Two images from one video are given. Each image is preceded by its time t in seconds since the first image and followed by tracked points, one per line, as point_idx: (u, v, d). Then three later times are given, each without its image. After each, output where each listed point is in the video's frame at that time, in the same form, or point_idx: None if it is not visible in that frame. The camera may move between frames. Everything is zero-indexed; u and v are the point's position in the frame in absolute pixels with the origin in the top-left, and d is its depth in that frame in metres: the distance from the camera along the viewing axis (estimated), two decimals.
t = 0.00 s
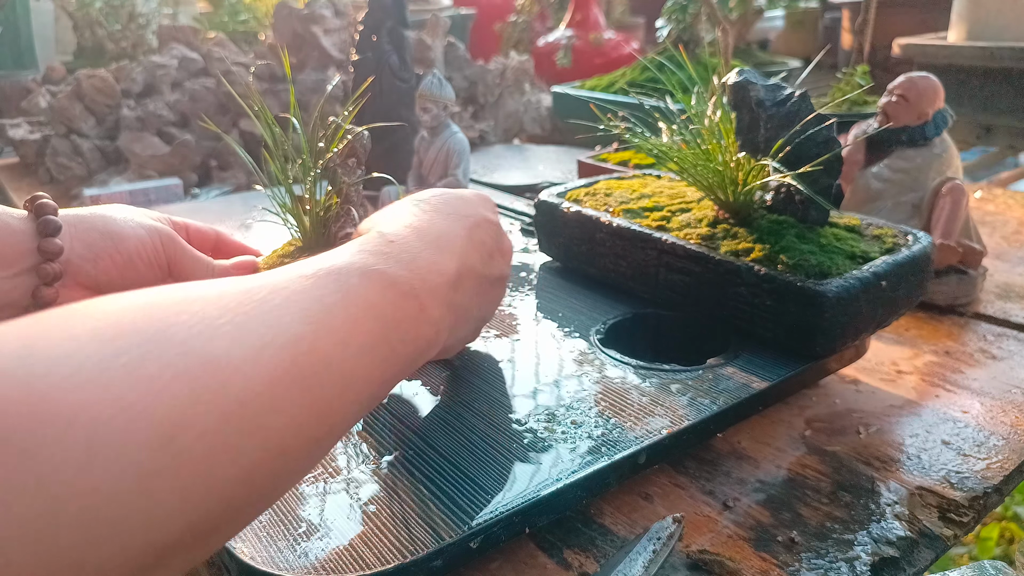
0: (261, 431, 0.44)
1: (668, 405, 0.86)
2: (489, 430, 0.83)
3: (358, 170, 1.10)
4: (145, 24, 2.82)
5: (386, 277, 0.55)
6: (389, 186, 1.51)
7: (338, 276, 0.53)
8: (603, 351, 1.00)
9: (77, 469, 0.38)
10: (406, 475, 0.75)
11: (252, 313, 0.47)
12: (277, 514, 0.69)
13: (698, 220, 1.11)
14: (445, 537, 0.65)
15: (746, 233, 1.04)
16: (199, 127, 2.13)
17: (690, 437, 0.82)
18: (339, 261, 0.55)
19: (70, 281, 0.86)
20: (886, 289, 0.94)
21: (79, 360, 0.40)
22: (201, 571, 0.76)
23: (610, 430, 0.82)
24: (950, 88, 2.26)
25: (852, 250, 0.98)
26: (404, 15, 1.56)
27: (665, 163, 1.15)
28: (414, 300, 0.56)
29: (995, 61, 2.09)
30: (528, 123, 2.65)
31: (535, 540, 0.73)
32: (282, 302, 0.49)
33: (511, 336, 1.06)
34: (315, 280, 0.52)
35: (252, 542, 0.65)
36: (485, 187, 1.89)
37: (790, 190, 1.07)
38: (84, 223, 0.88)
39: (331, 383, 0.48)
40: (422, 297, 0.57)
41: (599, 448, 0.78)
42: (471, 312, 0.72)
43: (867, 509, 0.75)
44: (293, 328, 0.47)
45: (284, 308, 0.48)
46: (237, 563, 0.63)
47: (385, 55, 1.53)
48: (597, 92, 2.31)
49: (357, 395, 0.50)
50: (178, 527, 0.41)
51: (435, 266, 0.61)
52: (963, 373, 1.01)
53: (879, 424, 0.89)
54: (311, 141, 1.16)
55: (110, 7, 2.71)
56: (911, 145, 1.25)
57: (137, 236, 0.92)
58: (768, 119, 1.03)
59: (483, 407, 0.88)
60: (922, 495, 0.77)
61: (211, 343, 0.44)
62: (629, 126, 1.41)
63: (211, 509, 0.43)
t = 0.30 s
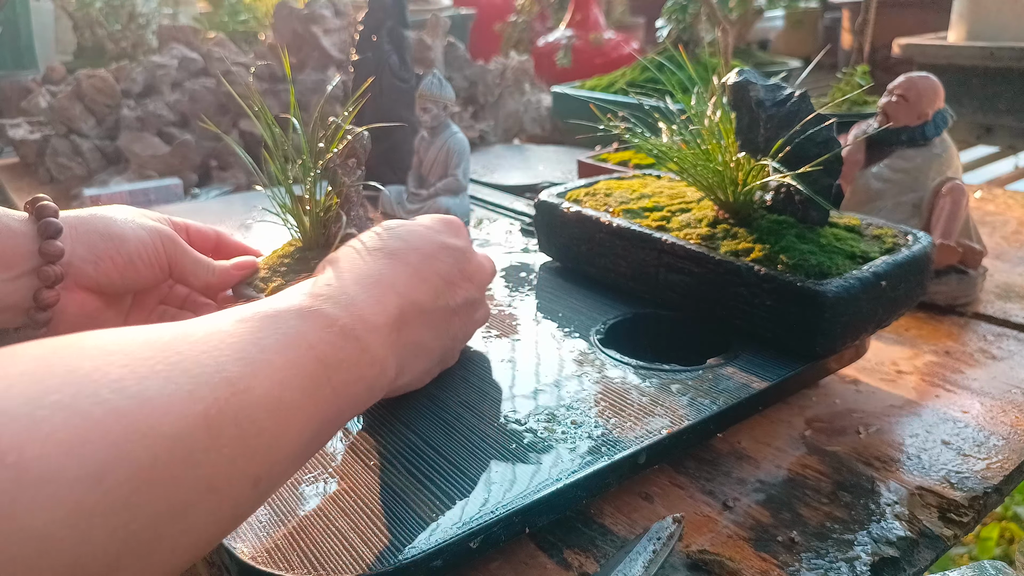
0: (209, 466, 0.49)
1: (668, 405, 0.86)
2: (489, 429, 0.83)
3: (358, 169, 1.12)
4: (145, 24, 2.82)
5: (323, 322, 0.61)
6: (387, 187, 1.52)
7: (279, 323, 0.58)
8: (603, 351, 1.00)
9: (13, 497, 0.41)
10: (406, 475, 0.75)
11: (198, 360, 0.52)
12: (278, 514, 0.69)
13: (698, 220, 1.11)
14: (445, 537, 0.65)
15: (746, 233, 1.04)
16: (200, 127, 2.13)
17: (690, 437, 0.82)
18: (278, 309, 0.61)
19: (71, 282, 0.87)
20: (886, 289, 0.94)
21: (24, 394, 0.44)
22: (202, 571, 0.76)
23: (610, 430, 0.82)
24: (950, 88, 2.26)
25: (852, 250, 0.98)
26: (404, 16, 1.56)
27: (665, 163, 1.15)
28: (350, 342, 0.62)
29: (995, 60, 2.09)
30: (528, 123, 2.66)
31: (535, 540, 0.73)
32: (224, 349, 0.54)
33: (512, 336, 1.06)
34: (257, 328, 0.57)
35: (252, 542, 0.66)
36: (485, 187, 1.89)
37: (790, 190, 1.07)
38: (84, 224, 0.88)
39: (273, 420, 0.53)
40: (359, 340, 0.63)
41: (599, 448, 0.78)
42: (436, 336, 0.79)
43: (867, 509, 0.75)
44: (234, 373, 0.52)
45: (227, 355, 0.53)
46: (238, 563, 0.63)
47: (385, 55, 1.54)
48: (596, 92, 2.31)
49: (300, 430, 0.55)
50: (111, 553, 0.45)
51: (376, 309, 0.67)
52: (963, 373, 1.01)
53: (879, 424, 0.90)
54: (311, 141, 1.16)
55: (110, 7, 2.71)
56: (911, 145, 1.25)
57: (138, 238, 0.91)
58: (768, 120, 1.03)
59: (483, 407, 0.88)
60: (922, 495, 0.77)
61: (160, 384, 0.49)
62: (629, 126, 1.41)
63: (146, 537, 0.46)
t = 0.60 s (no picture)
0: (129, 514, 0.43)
1: (668, 405, 0.86)
2: (489, 429, 0.83)
3: (358, 170, 1.12)
4: (145, 24, 2.82)
5: (250, 326, 0.53)
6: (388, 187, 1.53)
7: (197, 334, 0.50)
8: (603, 351, 1.00)
9: None
10: (405, 476, 0.75)
11: (99, 399, 0.44)
12: (276, 513, 0.70)
13: (698, 220, 1.11)
14: (445, 537, 0.65)
15: (747, 233, 1.04)
16: (200, 127, 2.13)
17: (690, 436, 0.82)
18: (201, 317, 0.52)
19: (69, 281, 0.88)
20: (886, 288, 0.94)
21: None
22: (201, 571, 0.76)
23: (610, 430, 0.82)
24: (950, 88, 2.26)
25: (852, 250, 0.98)
26: (404, 16, 1.56)
27: (666, 163, 1.15)
28: (285, 346, 0.54)
29: (995, 61, 2.09)
30: (528, 123, 2.68)
31: (535, 540, 0.73)
32: (131, 382, 0.46)
33: (511, 336, 1.06)
34: (171, 345, 0.49)
35: (251, 542, 0.66)
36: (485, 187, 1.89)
37: (790, 190, 1.07)
38: (83, 224, 0.88)
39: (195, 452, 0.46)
40: (257, 358, 0.51)
41: (599, 448, 0.78)
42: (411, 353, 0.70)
43: (866, 509, 0.75)
44: (144, 401, 0.45)
45: (131, 388, 0.46)
46: (238, 562, 0.64)
47: (385, 55, 1.55)
48: (596, 92, 2.31)
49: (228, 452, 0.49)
50: None
51: (310, 299, 0.59)
52: (963, 373, 1.01)
53: (879, 424, 0.89)
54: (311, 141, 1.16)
55: (110, 7, 2.71)
56: (911, 145, 1.25)
57: (137, 238, 0.90)
58: (768, 119, 1.02)
59: (483, 407, 0.88)
60: (922, 495, 0.77)
61: (53, 422, 0.42)
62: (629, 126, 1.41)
63: None
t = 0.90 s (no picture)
0: (94, 518, 0.45)
1: (668, 405, 0.86)
2: (489, 429, 0.83)
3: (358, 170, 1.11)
4: (145, 24, 2.82)
5: (222, 334, 0.56)
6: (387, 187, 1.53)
7: (172, 340, 0.53)
8: (603, 351, 1.00)
9: None
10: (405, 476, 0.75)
11: (70, 406, 0.46)
12: (274, 513, 0.70)
13: (698, 220, 1.11)
14: (445, 538, 0.65)
15: (746, 233, 1.04)
16: (200, 127, 2.13)
17: (690, 436, 0.82)
18: (173, 323, 0.55)
19: (70, 278, 0.88)
20: (887, 288, 0.94)
21: None
22: (200, 569, 0.76)
23: (610, 430, 0.82)
24: (950, 88, 2.26)
25: (852, 250, 0.98)
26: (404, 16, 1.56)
27: (665, 163, 1.15)
28: (258, 354, 0.57)
29: (995, 61, 2.09)
30: (527, 123, 2.68)
31: (535, 540, 0.73)
32: (103, 386, 0.48)
33: (511, 336, 1.06)
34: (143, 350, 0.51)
35: (251, 542, 0.66)
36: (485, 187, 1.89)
37: (790, 190, 1.07)
38: (84, 221, 0.88)
39: (164, 457, 0.48)
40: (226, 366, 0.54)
41: (599, 448, 0.78)
42: (390, 362, 0.73)
43: (866, 509, 0.75)
44: (112, 410, 0.47)
45: (101, 393, 0.48)
46: (238, 563, 0.63)
47: (385, 55, 1.55)
48: (596, 92, 2.31)
49: (199, 457, 0.51)
50: None
51: (287, 310, 0.62)
52: (963, 373, 1.01)
53: (879, 424, 0.89)
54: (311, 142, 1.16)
55: (110, 7, 2.71)
56: (911, 145, 1.25)
57: (138, 235, 0.90)
58: (768, 119, 1.02)
59: (483, 407, 0.88)
60: (922, 495, 0.77)
61: (20, 432, 0.44)
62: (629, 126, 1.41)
63: None
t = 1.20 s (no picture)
0: (118, 481, 0.44)
1: (668, 405, 0.86)
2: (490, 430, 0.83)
3: (358, 171, 1.10)
4: (145, 24, 2.82)
5: (237, 321, 0.57)
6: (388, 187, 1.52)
7: (186, 326, 0.53)
8: (603, 351, 1.00)
9: None
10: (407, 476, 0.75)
11: (91, 377, 0.46)
12: (275, 514, 0.70)
13: (698, 220, 1.11)
14: (445, 538, 0.65)
15: (746, 233, 1.04)
16: (200, 127, 2.13)
17: (690, 437, 0.82)
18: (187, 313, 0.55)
19: (71, 278, 0.88)
20: (886, 289, 0.94)
21: None
22: (202, 569, 0.76)
23: (609, 430, 0.82)
24: (950, 88, 2.26)
25: (852, 250, 0.98)
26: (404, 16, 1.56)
27: (665, 163, 1.15)
28: (271, 338, 0.57)
29: (995, 61, 2.08)
30: (527, 123, 2.67)
31: (535, 540, 0.73)
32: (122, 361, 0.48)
33: (511, 336, 1.06)
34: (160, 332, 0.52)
35: (251, 542, 0.66)
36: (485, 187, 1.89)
37: (790, 190, 1.07)
38: (85, 222, 0.88)
39: (186, 424, 0.48)
40: (237, 347, 0.54)
41: (598, 448, 0.78)
42: (403, 351, 0.72)
43: (867, 509, 0.75)
44: (129, 380, 0.47)
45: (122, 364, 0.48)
46: (237, 563, 0.63)
47: (385, 55, 1.55)
48: (596, 92, 2.31)
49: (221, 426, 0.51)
50: None
51: (294, 302, 0.63)
52: (963, 373, 1.01)
53: (879, 424, 0.90)
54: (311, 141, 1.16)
55: (109, 7, 2.72)
56: (911, 145, 1.25)
57: (139, 236, 0.90)
58: (768, 119, 1.02)
59: (484, 407, 0.88)
60: (921, 495, 0.77)
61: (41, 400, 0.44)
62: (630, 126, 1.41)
63: None
